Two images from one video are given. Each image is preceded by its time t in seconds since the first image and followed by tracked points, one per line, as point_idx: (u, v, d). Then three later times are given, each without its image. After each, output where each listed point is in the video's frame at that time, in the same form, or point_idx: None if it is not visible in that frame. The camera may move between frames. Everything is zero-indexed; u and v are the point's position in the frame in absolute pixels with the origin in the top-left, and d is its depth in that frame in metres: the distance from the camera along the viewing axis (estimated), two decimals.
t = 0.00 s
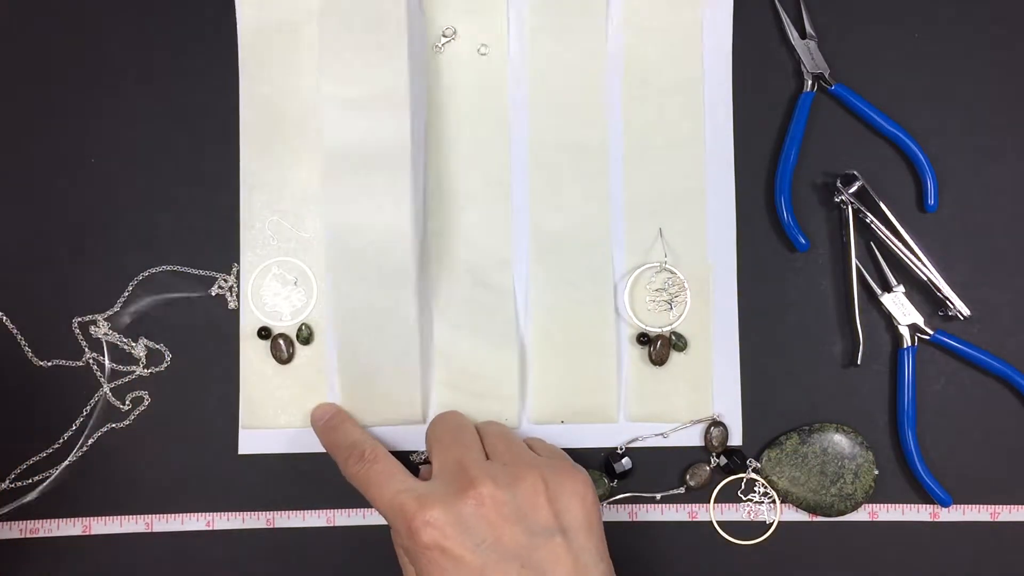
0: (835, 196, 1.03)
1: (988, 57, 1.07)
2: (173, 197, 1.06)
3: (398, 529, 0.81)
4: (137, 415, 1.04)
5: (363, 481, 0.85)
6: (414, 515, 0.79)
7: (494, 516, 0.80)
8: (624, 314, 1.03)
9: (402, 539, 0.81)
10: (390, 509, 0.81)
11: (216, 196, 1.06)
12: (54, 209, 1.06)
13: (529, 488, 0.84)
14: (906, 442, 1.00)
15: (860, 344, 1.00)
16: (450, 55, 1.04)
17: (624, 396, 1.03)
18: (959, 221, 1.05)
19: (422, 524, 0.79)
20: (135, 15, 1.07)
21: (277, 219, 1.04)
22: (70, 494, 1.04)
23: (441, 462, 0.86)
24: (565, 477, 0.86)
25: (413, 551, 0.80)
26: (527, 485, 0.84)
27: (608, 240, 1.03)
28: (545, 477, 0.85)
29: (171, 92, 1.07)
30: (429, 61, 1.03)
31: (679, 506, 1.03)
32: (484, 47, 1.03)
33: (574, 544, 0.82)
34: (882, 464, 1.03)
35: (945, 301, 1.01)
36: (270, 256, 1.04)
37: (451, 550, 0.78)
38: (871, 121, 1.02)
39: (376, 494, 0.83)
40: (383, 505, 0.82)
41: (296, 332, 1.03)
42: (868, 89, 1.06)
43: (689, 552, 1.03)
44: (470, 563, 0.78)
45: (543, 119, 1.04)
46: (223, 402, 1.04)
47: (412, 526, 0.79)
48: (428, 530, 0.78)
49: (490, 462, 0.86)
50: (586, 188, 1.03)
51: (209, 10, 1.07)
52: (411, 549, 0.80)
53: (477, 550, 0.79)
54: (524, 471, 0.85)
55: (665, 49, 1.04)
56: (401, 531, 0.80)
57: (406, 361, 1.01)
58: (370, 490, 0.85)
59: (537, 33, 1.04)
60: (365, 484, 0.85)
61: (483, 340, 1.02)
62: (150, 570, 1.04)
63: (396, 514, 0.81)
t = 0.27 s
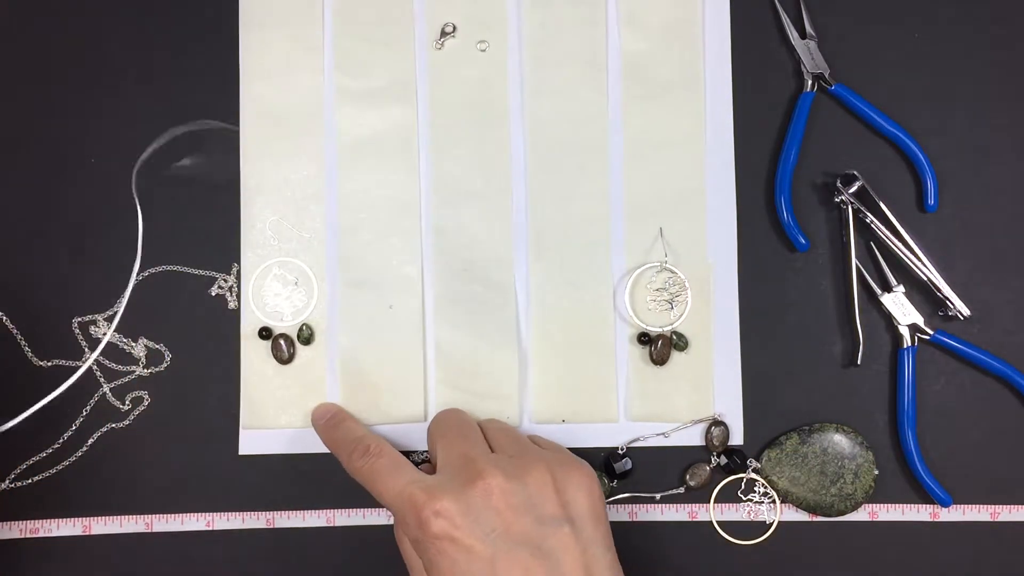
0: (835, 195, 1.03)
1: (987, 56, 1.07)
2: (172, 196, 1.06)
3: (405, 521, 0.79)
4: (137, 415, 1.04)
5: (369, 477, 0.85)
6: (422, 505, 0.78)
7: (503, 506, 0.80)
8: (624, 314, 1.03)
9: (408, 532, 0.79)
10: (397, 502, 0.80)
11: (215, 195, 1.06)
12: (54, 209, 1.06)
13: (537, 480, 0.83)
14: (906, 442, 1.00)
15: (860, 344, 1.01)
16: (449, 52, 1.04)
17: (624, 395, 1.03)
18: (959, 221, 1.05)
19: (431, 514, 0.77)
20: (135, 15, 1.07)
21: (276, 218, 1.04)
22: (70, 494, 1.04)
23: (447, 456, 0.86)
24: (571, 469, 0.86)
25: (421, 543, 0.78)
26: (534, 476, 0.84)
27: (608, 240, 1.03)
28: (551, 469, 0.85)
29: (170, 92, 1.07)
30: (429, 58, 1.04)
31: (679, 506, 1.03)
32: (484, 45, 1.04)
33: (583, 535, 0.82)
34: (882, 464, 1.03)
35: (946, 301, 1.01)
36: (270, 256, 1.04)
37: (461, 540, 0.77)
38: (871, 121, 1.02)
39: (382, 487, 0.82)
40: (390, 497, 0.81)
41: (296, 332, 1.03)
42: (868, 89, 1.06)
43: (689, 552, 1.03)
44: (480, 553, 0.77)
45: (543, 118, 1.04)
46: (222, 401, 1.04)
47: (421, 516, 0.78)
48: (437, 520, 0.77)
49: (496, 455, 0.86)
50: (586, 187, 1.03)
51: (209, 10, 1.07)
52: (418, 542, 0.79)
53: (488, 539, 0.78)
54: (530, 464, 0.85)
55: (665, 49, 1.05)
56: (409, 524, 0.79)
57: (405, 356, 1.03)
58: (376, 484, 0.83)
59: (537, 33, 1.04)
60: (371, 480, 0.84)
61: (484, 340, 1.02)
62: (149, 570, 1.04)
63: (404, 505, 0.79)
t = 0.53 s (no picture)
0: (835, 195, 1.03)
1: (987, 56, 1.07)
2: (173, 197, 1.06)
3: (427, 519, 0.77)
4: (137, 415, 1.04)
5: (383, 467, 0.79)
6: (448, 502, 0.76)
7: (525, 502, 0.80)
8: (625, 313, 1.03)
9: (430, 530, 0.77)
10: (416, 501, 0.77)
11: (215, 196, 1.06)
12: (54, 209, 1.06)
13: (553, 475, 0.84)
14: (906, 443, 1.00)
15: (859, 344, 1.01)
16: (450, 51, 1.04)
17: (625, 394, 1.03)
18: (959, 221, 1.05)
19: (457, 511, 0.76)
20: (135, 16, 1.07)
21: (278, 217, 1.04)
22: (69, 494, 1.04)
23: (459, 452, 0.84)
24: (583, 464, 0.86)
25: (443, 541, 0.77)
26: (550, 472, 0.84)
27: (609, 240, 1.03)
28: (566, 464, 0.85)
29: (170, 92, 1.07)
30: (430, 58, 1.04)
31: (679, 506, 1.03)
32: (484, 44, 1.04)
33: (599, 529, 0.83)
34: (882, 464, 1.02)
35: (946, 301, 1.01)
36: (271, 253, 1.04)
37: (487, 536, 0.77)
38: (871, 121, 1.02)
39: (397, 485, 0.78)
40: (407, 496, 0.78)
41: (297, 328, 1.03)
42: (868, 89, 1.06)
43: (689, 552, 1.03)
44: (505, 549, 0.77)
45: (544, 119, 1.04)
46: (222, 401, 1.04)
47: (446, 514, 0.76)
48: (463, 517, 0.76)
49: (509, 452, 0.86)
50: (587, 186, 1.03)
51: (209, 10, 1.07)
52: (441, 540, 0.77)
53: (512, 536, 0.78)
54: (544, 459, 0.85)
55: (666, 49, 1.05)
56: (431, 522, 0.77)
57: (406, 356, 1.02)
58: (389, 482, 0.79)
59: (538, 32, 1.04)
60: (386, 471, 0.79)
61: (484, 340, 1.02)
62: (149, 571, 1.04)
63: (426, 503, 0.77)
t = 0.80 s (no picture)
0: (836, 195, 1.03)
1: (987, 56, 1.07)
2: (173, 197, 1.06)
3: (427, 506, 0.76)
4: (136, 415, 1.04)
5: (383, 457, 0.79)
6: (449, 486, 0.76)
7: (526, 490, 0.79)
8: (643, 313, 1.03)
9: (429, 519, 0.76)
10: (415, 485, 0.77)
11: (216, 196, 1.06)
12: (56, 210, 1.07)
13: (555, 464, 0.84)
14: (906, 443, 1.00)
15: (860, 344, 1.01)
16: (461, 55, 1.04)
17: (645, 395, 1.04)
18: (959, 221, 1.05)
19: (457, 495, 0.75)
20: (136, 17, 1.08)
21: (293, 229, 1.04)
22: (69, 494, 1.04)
23: (457, 444, 0.83)
24: (582, 454, 0.86)
25: (441, 529, 0.75)
26: (551, 462, 0.84)
27: (620, 241, 1.03)
28: (566, 453, 0.85)
29: (171, 92, 1.07)
30: (440, 62, 1.04)
31: (679, 506, 1.03)
32: (495, 47, 1.04)
33: (598, 518, 0.83)
34: (882, 464, 1.03)
35: (946, 301, 1.01)
36: (288, 264, 1.04)
37: (488, 524, 0.75)
38: (871, 121, 1.02)
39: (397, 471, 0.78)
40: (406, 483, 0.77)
41: (316, 339, 1.03)
42: (867, 89, 1.06)
43: (688, 552, 1.03)
44: (506, 538, 0.76)
45: (556, 119, 1.04)
46: (222, 401, 1.04)
47: (446, 499, 0.75)
48: (463, 501, 0.75)
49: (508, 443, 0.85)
50: (599, 189, 1.03)
51: (209, 10, 1.07)
52: (441, 526, 0.76)
53: (513, 524, 0.76)
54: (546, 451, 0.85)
55: (672, 50, 1.05)
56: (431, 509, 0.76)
57: (415, 358, 1.02)
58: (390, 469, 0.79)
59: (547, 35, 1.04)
60: (386, 461, 0.79)
61: (490, 342, 1.02)
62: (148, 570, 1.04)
63: (425, 488, 0.76)
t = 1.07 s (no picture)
0: (836, 195, 1.02)
1: (987, 56, 1.07)
2: (173, 196, 1.06)
3: (429, 479, 0.76)
4: (136, 415, 1.04)
5: (389, 432, 0.78)
6: (449, 458, 0.75)
7: (528, 474, 0.78)
8: (656, 314, 1.03)
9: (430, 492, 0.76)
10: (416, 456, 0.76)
11: (215, 196, 1.06)
12: (55, 210, 1.07)
13: (557, 451, 0.81)
14: (906, 443, 1.00)
15: (859, 345, 1.00)
16: (472, 58, 1.04)
17: (659, 395, 1.03)
18: (959, 221, 1.05)
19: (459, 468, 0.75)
20: (137, 17, 1.08)
21: (306, 233, 1.04)
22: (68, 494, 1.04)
23: (460, 422, 0.82)
24: (584, 442, 0.85)
25: (441, 506, 0.75)
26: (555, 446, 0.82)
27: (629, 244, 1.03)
28: (569, 439, 0.83)
29: (171, 93, 1.07)
30: (451, 65, 1.04)
31: (679, 506, 1.03)
32: (504, 50, 1.04)
33: (592, 508, 0.81)
34: (882, 464, 1.02)
35: (945, 301, 1.01)
36: (301, 269, 1.04)
37: (486, 506, 0.75)
38: (872, 122, 1.02)
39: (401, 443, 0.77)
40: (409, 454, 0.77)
41: (330, 344, 1.03)
42: (866, 89, 1.06)
43: (689, 552, 1.03)
44: (503, 520, 0.75)
45: (567, 121, 1.04)
46: (221, 402, 1.04)
47: (447, 469, 0.75)
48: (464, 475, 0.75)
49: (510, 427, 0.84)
50: (610, 192, 1.03)
51: (209, 11, 1.08)
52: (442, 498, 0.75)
53: (511, 506, 0.76)
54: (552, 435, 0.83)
55: (680, 50, 1.04)
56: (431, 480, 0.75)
57: (420, 359, 1.02)
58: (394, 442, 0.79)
59: (558, 38, 1.04)
60: (392, 435, 0.78)
61: (495, 343, 1.02)
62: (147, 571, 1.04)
63: (426, 459, 0.76)
